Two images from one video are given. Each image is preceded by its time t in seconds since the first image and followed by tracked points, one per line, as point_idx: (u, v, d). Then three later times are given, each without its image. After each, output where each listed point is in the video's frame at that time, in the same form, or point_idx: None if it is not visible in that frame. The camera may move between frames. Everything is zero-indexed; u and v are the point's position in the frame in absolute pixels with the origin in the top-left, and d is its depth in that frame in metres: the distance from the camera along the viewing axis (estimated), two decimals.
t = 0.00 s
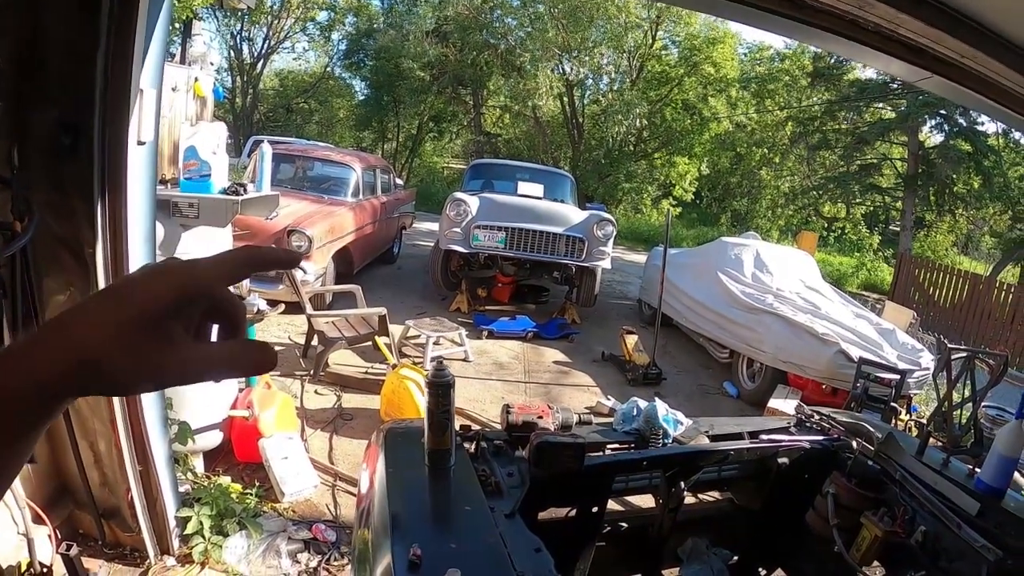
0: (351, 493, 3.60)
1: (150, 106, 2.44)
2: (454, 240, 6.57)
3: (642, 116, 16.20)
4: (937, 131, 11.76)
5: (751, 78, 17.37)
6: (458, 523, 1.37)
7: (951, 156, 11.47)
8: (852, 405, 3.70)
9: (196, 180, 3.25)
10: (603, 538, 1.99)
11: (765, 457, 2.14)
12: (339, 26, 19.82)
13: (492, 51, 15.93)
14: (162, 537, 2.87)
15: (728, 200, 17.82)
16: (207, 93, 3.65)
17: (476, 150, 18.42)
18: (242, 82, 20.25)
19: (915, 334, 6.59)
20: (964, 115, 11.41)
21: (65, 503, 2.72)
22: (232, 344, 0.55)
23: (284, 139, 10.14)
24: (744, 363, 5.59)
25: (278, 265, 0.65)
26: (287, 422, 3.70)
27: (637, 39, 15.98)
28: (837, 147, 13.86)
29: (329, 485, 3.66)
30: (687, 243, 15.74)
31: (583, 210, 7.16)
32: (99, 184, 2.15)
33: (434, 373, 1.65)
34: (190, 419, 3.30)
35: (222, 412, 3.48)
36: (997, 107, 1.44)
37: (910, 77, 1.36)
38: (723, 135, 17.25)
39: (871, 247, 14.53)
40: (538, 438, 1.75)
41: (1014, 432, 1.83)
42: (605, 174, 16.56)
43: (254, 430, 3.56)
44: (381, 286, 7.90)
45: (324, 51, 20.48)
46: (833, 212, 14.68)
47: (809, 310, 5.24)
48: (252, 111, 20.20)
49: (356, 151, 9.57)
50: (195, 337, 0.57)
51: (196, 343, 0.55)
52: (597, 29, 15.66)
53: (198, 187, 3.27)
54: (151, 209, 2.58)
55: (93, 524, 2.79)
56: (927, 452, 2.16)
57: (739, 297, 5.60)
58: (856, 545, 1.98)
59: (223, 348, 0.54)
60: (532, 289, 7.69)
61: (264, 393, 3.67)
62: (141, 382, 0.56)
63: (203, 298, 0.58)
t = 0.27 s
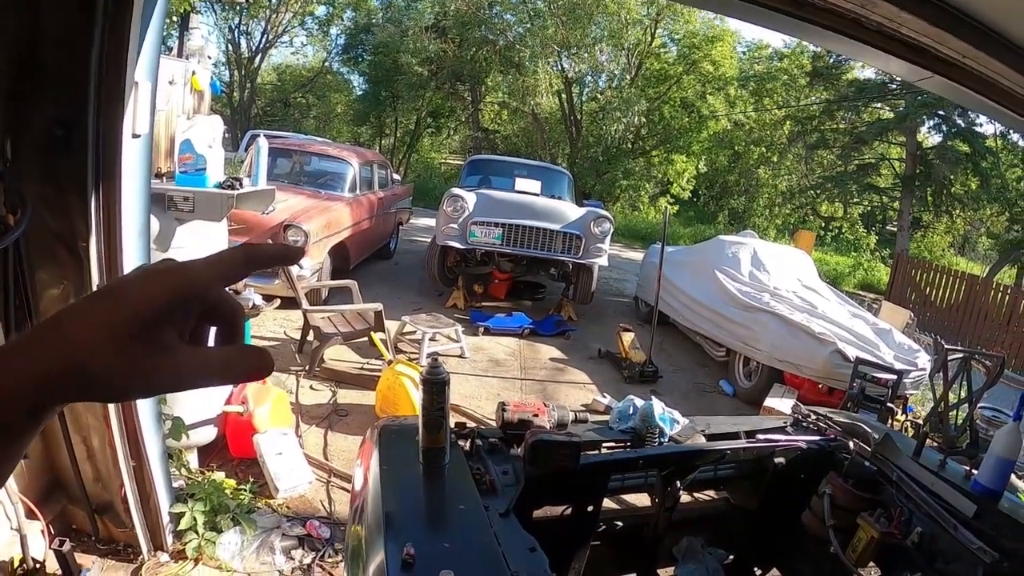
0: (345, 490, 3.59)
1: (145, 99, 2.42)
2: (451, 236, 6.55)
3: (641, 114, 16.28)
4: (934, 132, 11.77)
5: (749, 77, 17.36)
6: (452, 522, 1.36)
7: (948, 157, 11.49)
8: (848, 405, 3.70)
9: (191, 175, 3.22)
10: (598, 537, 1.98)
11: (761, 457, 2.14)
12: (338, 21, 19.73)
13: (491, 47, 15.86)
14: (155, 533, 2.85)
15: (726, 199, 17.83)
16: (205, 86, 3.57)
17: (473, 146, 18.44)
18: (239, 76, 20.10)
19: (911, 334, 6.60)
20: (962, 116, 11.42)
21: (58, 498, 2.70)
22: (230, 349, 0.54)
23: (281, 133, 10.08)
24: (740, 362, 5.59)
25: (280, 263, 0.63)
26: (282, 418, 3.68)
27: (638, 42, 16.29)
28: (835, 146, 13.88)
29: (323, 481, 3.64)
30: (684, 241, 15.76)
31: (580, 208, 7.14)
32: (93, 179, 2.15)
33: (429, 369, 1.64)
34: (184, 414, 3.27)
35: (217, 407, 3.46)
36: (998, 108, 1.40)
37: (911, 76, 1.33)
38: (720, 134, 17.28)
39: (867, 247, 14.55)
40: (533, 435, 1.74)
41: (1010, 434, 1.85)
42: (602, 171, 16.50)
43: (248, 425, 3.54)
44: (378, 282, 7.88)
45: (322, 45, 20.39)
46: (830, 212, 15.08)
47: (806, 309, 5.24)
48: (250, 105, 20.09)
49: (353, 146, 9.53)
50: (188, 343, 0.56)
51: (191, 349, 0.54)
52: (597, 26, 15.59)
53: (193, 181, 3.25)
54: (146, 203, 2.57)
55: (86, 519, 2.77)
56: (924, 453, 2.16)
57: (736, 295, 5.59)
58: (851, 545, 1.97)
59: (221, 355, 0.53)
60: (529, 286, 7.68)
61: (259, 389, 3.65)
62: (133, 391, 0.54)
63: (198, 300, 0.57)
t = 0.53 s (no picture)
0: (340, 486, 3.58)
1: (140, 93, 2.39)
2: (448, 232, 6.53)
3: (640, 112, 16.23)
4: (933, 133, 11.80)
5: (748, 76, 17.42)
6: (447, 520, 1.35)
7: (946, 158, 11.49)
8: (844, 405, 3.70)
9: (187, 169, 3.21)
10: (593, 536, 1.98)
11: (757, 457, 2.14)
12: (336, 16, 19.65)
13: (489, 44, 15.88)
14: (149, 529, 2.84)
15: (723, 198, 17.83)
16: (202, 81, 3.55)
17: (471, 143, 18.43)
18: (237, 71, 19.98)
19: (907, 334, 6.61)
20: (960, 117, 11.42)
21: (52, 493, 2.69)
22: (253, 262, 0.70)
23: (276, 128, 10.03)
24: (737, 360, 5.59)
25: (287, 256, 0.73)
26: (277, 414, 3.66)
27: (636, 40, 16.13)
28: (833, 146, 13.89)
29: (318, 477, 3.63)
30: (682, 240, 15.76)
31: (578, 205, 7.12)
32: (87, 171, 2.12)
33: (423, 367, 1.63)
34: (178, 409, 3.26)
35: (211, 403, 3.44)
36: (1000, 112, 1.39)
37: (911, 76, 1.32)
38: (718, 132, 17.28)
39: (865, 247, 14.54)
40: (528, 434, 1.73)
41: (1006, 436, 1.85)
42: (600, 169, 16.47)
43: (243, 421, 3.52)
44: (374, 278, 7.86)
45: (320, 41, 20.30)
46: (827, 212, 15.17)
47: (803, 308, 5.24)
48: (247, 100, 19.99)
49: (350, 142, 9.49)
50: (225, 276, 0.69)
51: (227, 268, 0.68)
52: (595, 23, 15.53)
53: (189, 176, 3.23)
54: (141, 197, 2.54)
55: (80, 515, 2.76)
56: (920, 454, 2.16)
57: (733, 294, 5.59)
58: (847, 546, 1.97)
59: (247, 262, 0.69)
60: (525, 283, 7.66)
61: (253, 384, 3.63)
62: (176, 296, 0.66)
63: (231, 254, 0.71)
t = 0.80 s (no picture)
0: (334, 482, 3.57)
1: (136, 86, 2.38)
2: (444, 229, 6.52)
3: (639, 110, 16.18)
4: (931, 134, 11.81)
5: (747, 75, 17.52)
6: (441, 518, 1.35)
7: (945, 160, 11.50)
8: (839, 405, 3.71)
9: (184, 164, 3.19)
10: (587, 534, 1.98)
11: (752, 456, 2.14)
12: (335, 11, 19.56)
13: (488, 41, 15.80)
14: (143, 524, 2.83)
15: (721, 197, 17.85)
16: (200, 75, 3.54)
17: (469, 139, 18.37)
18: (235, 65, 19.84)
19: (903, 335, 6.62)
20: (959, 119, 11.43)
21: (46, 488, 2.68)
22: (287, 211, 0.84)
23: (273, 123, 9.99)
24: (732, 359, 5.59)
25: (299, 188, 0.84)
26: (272, 409, 3.64)
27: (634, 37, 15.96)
28: (830, 145, 13.90)
29: (312, 473, 3.62)
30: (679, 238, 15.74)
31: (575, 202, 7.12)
32: (82, 166, 2.09)
33: (418, 364, 1.62)
34: (172, 404, 3.26)
35: (206, 398, 3.43)
36: (1001, 115, 1.39)
37: (909, 76, 1.32)
38: (716, 131, 17.34)
39: (862, 247, 14.51)
40: (522, 432, 1.73)
41: (1001, 437, 1.85)
42: (597, 166, 16.45)
43: (238, 416, 3.51)
44: (371, 273, 7.85)
45: (319, 35, 20.23)
46: (824, 211, 15.09)
47: (799, 308, 5.25)
48: (245, 95, 19.87)
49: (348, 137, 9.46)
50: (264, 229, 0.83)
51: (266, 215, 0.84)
52: (594, 20, 15.52)
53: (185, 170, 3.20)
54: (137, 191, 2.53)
55: (74, 510, 2.75)
56: (914, 455, 2.16)
57: (729, 293, 5.59)
58: (841, 546, 1.95)
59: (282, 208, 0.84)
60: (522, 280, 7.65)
61: (249, 379, 3.62)
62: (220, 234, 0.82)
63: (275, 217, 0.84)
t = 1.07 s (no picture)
0: (331, 480, 3.57)
1: (134, 84, 2.37)
2: (442, 227, 6.52)
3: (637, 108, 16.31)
4: (930, 134, 11.83)
5: (746, 74, 17.59)
6: (437, 517, 1.34)
7: (943, 160, 11.51)
8: (836, 405, 3.71)
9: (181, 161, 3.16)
10: (583, 532, 1.98)
11: (749, 455, 2.14)
12: (334, 8, 19.51)
13: (487, 39, 15.74)
14: (140, 522, 2.82)
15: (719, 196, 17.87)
16: (198, 71, 3.56)
17: (467, 137, 18.33)
18: (233, 62, 19.71)
19: (900, 335, 6.64)
20: (957, 119, 11.46)
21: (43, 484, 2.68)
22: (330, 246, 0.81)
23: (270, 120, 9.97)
24: (729, 358, 5.59)
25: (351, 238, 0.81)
26: (269, 407, 3.64)
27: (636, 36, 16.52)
28: (829, 145, 13.80)
29: (309, 471, 3.62)
30: (677, 237, 15.72)
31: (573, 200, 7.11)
32: (80, 162, 2.08)
33: (415, 362, 1.62)
34: (170, 401, 3.25)
35: (203, 395, 3.42)
36: (998, 117, 1.39)
37: (908, 77, 1.32)
38: (715, 130, 17.39)
39: (859, 247, 14.51)
40: (519, 430, 1.73)
41: (996, 438, 1.87)
42: (596, 164, 16.43)
43: (236, 414, 3.50)
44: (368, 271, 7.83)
45: (317, 32, 20.19)
46: (822, 210, 14.97)
47: (796, 307, 5.25)
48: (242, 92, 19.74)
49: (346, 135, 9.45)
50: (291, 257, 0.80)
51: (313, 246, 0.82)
52: (593, 19, 15.50)
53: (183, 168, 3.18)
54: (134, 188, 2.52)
55: (70, 507, 2.74)
56: (911, 455, 2.17)
57: (726, 292, 5.60)
58: (837, 545, 1.96)
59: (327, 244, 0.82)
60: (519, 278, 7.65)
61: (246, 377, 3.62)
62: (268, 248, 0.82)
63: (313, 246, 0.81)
